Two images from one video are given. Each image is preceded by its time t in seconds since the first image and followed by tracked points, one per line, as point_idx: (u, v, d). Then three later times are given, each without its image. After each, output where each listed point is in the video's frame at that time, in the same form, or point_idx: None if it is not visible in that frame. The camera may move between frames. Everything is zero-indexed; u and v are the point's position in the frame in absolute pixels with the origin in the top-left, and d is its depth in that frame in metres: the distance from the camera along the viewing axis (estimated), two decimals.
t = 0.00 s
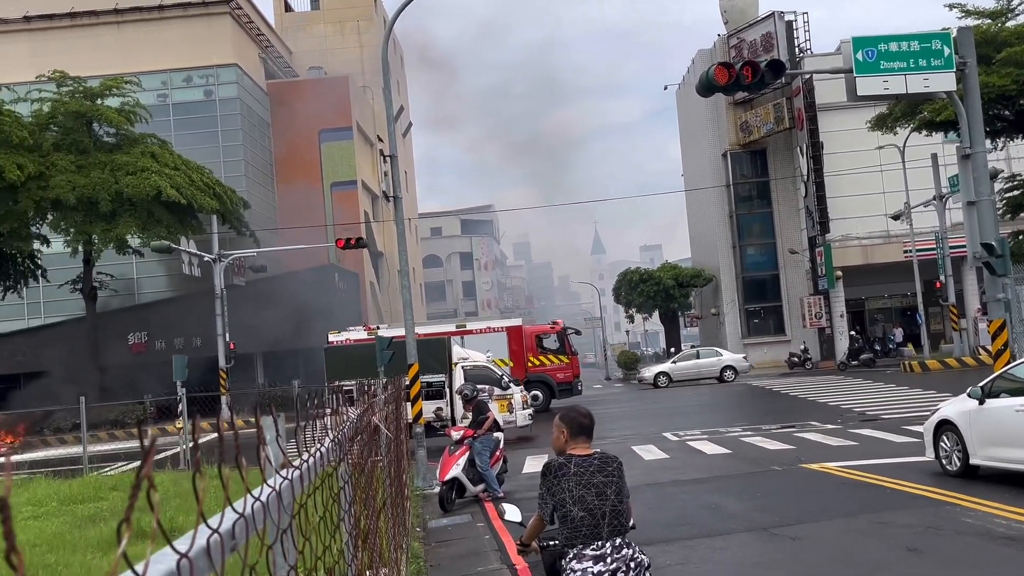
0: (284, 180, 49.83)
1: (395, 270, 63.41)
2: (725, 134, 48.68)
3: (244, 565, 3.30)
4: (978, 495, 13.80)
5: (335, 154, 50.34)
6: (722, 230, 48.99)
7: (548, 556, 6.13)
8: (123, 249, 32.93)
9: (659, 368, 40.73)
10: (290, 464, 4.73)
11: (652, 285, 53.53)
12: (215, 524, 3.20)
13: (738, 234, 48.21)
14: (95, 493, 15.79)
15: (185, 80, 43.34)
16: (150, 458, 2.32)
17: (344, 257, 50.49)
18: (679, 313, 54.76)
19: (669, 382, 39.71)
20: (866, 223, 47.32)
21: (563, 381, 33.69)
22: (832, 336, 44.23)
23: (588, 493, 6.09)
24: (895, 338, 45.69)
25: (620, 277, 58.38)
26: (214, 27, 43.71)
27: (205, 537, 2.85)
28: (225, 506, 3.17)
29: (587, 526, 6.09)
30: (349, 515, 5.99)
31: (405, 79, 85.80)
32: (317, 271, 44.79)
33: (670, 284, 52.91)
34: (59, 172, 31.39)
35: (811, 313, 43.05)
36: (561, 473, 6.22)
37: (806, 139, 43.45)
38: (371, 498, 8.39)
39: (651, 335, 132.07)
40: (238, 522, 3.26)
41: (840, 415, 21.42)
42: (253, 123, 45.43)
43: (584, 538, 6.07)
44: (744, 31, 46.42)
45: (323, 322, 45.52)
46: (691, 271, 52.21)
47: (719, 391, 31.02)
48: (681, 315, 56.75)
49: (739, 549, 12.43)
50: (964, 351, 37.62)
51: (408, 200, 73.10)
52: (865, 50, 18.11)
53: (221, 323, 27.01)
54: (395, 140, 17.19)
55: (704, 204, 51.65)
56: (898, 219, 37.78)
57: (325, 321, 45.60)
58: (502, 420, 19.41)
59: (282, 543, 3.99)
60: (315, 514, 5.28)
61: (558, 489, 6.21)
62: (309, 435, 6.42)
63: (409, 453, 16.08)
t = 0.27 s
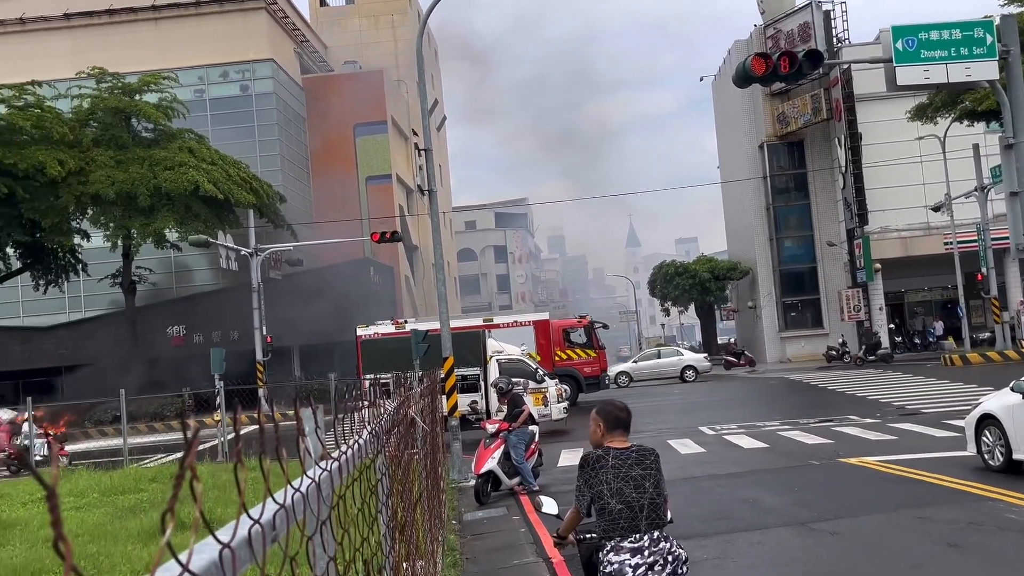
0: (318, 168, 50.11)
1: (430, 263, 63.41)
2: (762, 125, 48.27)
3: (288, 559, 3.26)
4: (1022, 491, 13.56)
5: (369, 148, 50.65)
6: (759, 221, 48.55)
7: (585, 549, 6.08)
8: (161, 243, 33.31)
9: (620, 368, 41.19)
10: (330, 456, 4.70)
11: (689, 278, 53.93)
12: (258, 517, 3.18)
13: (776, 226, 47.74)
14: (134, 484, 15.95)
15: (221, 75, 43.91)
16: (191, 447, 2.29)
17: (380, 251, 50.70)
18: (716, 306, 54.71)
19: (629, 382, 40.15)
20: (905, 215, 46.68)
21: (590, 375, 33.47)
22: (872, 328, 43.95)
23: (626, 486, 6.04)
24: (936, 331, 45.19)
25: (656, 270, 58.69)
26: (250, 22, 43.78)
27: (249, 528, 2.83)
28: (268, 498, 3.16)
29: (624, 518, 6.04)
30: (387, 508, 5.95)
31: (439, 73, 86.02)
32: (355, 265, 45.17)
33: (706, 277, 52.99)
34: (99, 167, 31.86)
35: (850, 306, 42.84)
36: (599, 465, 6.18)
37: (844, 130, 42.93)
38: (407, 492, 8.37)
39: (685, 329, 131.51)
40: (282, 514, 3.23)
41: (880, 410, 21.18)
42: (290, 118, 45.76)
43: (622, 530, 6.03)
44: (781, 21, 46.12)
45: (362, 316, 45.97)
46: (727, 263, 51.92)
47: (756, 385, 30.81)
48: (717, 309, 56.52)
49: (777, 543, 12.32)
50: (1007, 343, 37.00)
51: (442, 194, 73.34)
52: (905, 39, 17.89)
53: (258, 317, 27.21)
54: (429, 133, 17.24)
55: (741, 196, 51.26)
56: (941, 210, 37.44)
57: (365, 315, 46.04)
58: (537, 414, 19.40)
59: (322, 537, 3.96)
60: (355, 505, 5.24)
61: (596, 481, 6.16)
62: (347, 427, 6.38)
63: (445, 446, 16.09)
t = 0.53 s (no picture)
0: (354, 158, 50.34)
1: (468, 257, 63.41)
2: (801, 116, 47.77)
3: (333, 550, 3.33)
4: None
5: (407, 142, 50.79)
6: (797, 214, 48.13)
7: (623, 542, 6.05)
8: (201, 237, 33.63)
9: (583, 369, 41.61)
10: (369, 447, 4.74)
11: (726, 270, 53.58)
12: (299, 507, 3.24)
13: (814, 219, 47.30)
14: (176, 476, 16.20)
15: (260, 70, 44.04)
16: (234, 436, 2.35)
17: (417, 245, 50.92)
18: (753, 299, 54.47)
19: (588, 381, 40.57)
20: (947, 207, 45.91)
21: (620, 368, 33.53)
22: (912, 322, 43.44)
23: (665, 478, 6.00)
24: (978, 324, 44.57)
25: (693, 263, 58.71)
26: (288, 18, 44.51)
27: (290, 519, 2.89)
28: (309, 487, 3.23)
29: (663, 511, 5.99)
30: (425, 501, 5.99)
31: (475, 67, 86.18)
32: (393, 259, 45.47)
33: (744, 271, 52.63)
34: (140, 163, 32.32)
35: (891, 300, 42.44)
36: (638, 458, 6.15)
37: (884, 120, 42.38)
38: (447, 485, 8.41)
39: (723, 323, 130.57)
40: (322, 505, 3.28)
41: (922, 404, 20.90)
42: (328, 113, 46.02)
43: (661, 523, 5.98)
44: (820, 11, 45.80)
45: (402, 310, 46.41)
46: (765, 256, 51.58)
47: (796, 378, 30.55)
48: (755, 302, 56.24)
49: (816, 537, 12.21)
50: None
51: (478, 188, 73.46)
52: (948, 27, 17.62)
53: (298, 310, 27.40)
54: (466, 126, 17.27)
55: (780, 188, 50.80)
56: (983, 200, 36.78)
57: (405, 308, 46.48)
58: (573, 407, 19.37)
59: (361, 528, 4.01)
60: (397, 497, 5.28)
61: (635, 474, 6.14)
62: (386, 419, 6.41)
63: (482, 438, 16.12)
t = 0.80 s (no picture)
0: (392, 153, 50.45)
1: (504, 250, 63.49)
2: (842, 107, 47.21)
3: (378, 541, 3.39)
4: None
5: (443, 136, 50.81)
6: (838, 205, 47.59)
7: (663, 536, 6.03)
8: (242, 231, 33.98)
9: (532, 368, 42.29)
10: (414, 440, 4.80)
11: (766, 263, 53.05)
12: (351, 497, 3.31)
13: (855, 211, 46.64)
14: (217, 467, 16.45)
15: (299, 65, 44.26)
16: (293, 433, 2.42)
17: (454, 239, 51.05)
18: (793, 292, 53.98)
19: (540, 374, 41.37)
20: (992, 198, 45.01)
21: (650, 363, 33.46)
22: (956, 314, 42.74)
23: (707, 473, 5.96)
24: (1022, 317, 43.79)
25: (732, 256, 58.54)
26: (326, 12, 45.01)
27: (344, 508, 2.96)
28: (362, 479, 3.30)
29: (705, 505, 5.97)
30: (467, 495, 6.04)
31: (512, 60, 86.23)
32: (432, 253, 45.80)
33: (783, 263, 51.97)
34: (182, 158, 32.84)
35: (933, 292, 41.77)
36: (679, 452, 6.11)
37: (926, 111, 41.78)
38: (487, 478, 8.48)
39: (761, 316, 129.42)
40: (373, 496, 3.34)
41: (966, 399, 20.59)
42: (366, 108, 46.09)
43: (703, 517, 5.95)
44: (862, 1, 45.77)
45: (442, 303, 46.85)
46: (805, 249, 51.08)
47: (837, 372, 30.22)
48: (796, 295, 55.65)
49: (858, 533, 12.09)
50: None
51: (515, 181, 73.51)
52: (993, 16, 17.31)
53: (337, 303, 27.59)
54: (502, 120, 17.26)
55: (820, 180, 50.27)
56: None
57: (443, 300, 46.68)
58: (611, 400, 19.37)
59: (408, 519, 4.07)
60: (441, 489, 5.33)
61: (676, 467, 6.11)
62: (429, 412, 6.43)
63: (520, 432, 16.13)
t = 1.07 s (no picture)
0: (429, 147, 50.27)
1: (541, 244, 63.64)
2: (884, 98, 46.66)
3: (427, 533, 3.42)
4: None
5: (481, 129, 51.00)
6: (881, 197, 47.01)
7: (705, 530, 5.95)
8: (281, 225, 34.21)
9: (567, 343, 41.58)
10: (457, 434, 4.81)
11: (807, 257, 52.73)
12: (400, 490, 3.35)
13: (898, 203, 46.07)
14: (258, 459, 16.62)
15: (337, 60, 44.41)
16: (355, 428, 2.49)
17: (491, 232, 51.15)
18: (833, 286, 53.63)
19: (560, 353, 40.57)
20: None
21: (681, 358, 33.18)
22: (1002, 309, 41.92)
23: (750, 468, 5.84)
24: None
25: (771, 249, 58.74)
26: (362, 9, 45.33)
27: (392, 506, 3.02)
28: (414, 473, 3.33)
29: (748, 500, 5.85)
30: (511, 489, 6.05)
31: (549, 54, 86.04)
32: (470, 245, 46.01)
33: (824, 257, 51.71)
34: (221, 152, 33.20)
35: (977, 286, 41.10)
36: (722, 446, 5.99)
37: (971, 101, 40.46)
38: (531, 471, 8.49)
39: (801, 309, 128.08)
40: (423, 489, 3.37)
41: (1013, 394, 20.23)
42: (403, 102, 46.08)
43: (745, 512, 5.85)
44: None
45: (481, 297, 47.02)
46: (846, 242, 50.59)
47: (880, 366, 29.85)
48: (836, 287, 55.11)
49: (901, 529, 11.95)
50: None
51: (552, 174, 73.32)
52: None
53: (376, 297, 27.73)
54: (541, 114, 17.25)
55: (862, 171, 49.69)
56: None
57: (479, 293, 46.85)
58: (649, 394, 19.37)
59: (456, 513, 4.08)
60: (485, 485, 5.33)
61: (719, 462, 5.99)
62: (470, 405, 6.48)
63: (557, 425, 16.10)
